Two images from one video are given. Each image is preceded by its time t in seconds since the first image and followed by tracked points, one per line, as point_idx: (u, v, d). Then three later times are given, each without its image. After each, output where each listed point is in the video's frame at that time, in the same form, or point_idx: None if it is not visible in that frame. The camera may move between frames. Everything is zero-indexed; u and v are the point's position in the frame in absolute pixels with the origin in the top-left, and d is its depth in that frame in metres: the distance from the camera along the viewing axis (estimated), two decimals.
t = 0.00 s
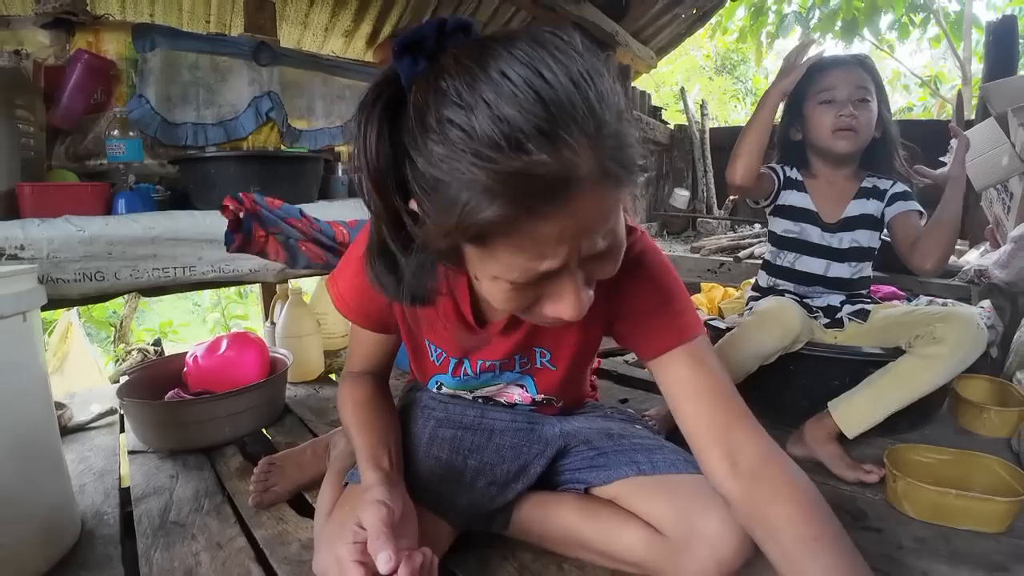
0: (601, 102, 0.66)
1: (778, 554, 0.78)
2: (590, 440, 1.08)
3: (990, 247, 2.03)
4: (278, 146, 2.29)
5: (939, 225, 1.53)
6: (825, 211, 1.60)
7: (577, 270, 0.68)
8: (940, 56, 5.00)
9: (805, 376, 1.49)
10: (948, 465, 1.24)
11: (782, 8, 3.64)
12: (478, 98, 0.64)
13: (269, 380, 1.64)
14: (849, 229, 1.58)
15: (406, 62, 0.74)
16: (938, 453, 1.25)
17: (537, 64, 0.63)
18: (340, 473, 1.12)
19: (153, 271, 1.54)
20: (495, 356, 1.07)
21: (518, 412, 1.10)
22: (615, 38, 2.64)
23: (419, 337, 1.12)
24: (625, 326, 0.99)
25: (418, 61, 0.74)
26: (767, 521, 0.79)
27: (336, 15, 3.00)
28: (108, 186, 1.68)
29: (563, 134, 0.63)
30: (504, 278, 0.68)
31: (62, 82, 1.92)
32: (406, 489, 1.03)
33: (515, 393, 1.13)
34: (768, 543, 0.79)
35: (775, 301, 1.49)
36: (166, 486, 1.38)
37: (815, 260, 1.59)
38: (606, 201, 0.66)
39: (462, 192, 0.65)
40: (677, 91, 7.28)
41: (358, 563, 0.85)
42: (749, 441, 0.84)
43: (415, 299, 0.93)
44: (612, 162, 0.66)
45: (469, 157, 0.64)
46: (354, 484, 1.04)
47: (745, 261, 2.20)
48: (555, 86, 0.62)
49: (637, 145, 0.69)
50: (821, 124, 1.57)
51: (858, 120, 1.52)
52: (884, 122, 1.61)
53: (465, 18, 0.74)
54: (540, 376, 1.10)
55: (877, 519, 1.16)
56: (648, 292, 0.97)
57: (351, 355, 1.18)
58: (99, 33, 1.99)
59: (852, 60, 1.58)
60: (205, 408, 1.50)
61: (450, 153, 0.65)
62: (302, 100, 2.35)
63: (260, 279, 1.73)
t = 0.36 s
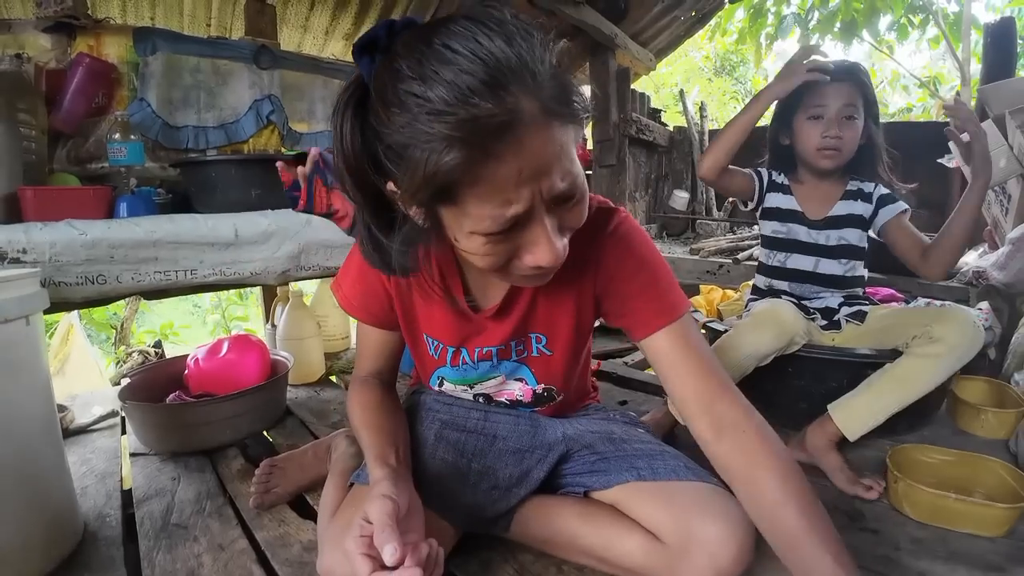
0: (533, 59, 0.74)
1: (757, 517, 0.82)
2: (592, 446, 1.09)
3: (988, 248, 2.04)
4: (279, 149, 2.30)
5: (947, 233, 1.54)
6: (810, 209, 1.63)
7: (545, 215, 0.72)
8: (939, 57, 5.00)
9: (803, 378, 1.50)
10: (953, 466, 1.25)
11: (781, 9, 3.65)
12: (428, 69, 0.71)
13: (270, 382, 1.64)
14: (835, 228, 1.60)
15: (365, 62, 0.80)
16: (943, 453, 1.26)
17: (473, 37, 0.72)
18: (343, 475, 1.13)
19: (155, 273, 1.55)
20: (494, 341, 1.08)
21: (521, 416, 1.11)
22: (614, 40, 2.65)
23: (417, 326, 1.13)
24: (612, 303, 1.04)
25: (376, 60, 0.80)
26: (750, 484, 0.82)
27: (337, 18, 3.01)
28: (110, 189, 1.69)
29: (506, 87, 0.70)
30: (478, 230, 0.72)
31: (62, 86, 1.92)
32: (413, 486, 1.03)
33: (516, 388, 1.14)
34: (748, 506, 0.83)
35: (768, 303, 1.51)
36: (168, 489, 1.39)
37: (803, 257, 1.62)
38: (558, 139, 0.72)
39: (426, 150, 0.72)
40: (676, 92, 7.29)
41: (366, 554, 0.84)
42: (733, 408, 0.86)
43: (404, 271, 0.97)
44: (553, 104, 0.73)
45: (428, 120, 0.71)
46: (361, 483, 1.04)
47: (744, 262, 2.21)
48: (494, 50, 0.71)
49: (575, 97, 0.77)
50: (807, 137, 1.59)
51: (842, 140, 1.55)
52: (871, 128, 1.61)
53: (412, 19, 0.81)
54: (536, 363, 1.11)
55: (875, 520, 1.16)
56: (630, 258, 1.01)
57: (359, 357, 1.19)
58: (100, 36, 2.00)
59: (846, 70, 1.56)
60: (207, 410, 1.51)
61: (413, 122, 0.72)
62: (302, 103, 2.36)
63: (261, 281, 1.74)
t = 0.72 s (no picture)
0: (545, 66, 0.73)
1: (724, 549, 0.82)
2: (590, 448, 1.10)
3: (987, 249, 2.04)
4: (278, 151, 2.30)
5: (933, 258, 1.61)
6: (805, 213, 1.63)
7: (551, 225, 0.73)
8: (939, 57, 5.00)
9: (801, 380, 1.50)
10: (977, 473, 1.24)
11: (780, 10, 3.64)
12: (436, 74, 0.70)
13: (269, 383, 1.64)
14: (830, 236, 1.61)
15: (373, 60, 0.79)
16: (969, 460, 1.26)
17: (484, 39, 0.70)
18: (341, 477, 1.12)
19: (153, 275, 1.55)
20: (493, 348, 1.08)
21: (519, 419, 1.11)
22: (613, 41, 2.65)
23: (417, 330, 1.14)
24: (611, 316, 1.02)
25: (383, 57, 0.79)
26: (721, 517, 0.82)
27: (336, 20, 3.01)
28: (109, 191, 1.69)
29: (516, 94, 0.69)
30: (482, 237, 0.73)
31: (62, 87, 1.92)
32: (410, 489, 1.02)
33: (513, 397, 1.14)
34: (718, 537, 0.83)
35: (766, 303, 1.49)
36: (167, 490, 1.39)
37: (799, 261, 1.62)
38: (567, 149, 0.72)
39: (433, 156, 0.71)
40: (676, 93, 7.29)
41: (361, 559, 0.84)
42: (716, 437, 0.86)
43: (407, 271, 0.96)
44: (564, 114, 0.73)
45: (435, 124, 0.70)
46: (358, 487, 1.04)
47: (743, 263, 2.21)
48: (505, 55, 0.70)
49: (585, 102, 0.77)
50: (814, 153, 1.56)
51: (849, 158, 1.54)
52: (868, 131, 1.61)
53: (421, 15, 0.79)
54: (534, 372, 1.11)
55: (874, 521, 1.16)
56: (626, 274, 1.00)
57: (359, 358, 1.19)
58: (99, 38, 2.00)
59: (851, 85, 1.51)
60: (206, 412, 1.51)
61: (419, 125, 0.71)
62: (301, 104, 2.36)
63: (261, 282, 1.74)
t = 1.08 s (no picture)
0: (548, 79, 0.72)
1: (740, 545, 0.83)
2: (592, 447, 1.10)
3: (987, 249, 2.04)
4: (279, 152, 2.30)
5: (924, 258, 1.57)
6: (809, 217, 1.60)
7: (551, 231, 0.73)
8: (938, 58, 5.01)
9: (802, 380, 1.51)
10: (971, 473, 1.24)
11: (780, 11, 3.65)
12: (442, 86, 0.70)
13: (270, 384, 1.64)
14: (833, 238, 1.58)
15: (381, 69, 0.79)
16: (961, 461, 1.25)
17: (489, 52, 0.70)
18: (344, 476, 1.13)
19: (155, 275, 1.55)
20: (499, 346, 1.08)
21: (522, 420, 1.12)
22: (613, 42, 2.66)
23: (422, 327, 1.14)
24: (615, 318, 1.01)
25: (393, 66, 0.78)
26: (737, 520, 0.82)
27: (337, 21, 3.02)
28: (110, 191, 1.69)
29: (520, 109, 0.69)
30: (486, 242, 0.74)
31: (64, 88, 1.92)
32: (415, 489, 1.02)
33: (517, 398, 1.15)
34: (733, 535, 0.83)
35: (775, 306, 1.45)
36: (168, 490, 1.39)
37: (800, 266, 1.60)
38: (567, 162, 0.72)
39: (439, 168, 0.71)
40: (675, 93, 7.30)
41: (368, 561, 0.85)
42: (724, 439, 0.87)
43: (414, 270, 0.95)
44: (566, 129, 0.73)
45: (441, 138, 0.70)
46: (364, 484, 1.05)
47: (744, 264, 2.22)
48: (506, 68, 0.69)
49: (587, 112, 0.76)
50: (843, 158, 1.49)
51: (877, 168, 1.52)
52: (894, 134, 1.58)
53: (429, 24, 0.79)
54: (539, 374, 1.11)
55: (875, 520, 1.17)
56: (628, 279, 1.00)
57: (364, 355, 1.18)
58: (101, 39, 2.00)
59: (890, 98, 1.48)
60: (207, 412, 1.51)
61: (425, 138, 0.71)
62: (302, 106, 2.37)
63: (262, 282, 1.75)
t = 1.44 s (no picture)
0: (541, 71, 0.70)
1: (741, 544, 0.81)
2: (591, 447, 1.08)
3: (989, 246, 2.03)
4: (277, 150, 2.28)
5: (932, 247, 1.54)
6: (826, 222, 1.55)
7: (546, 226, 0.72)
8: (938, 58, 5.01)
9: (803, 378, 1.50)
10: (975, 472, 1.22)
11: (779, 10, 3.65)
12: (431, 81, 0.68)
13: (267, 383, 1.63)
14: (849, 240, 1.55)
15: (368, 60, 0.77)
16: (965, 459, 1.24)
17: (477, 43, 0.68)
18: (339, 476, 1.11)
19: (150, 273, 1.54)
20: (496, 347, 1.06)
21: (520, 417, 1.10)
22: (612, 40, 2.65)
23: (417, 328, 1.12)
24: (616, 315, 1.00)
25: (379, 58, 0.77)
26: (737, 519, 0.81)
27: (335, 19, 3.02)
28: (106, 190, 1.68)
29: (510, 102, 0.67)
30: (478, 239, 0.73)
31: (61, 86, 1.91)
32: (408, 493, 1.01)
33: (515, 398, 1.13)
34: (734, 532, 0.82)
35: (777, 307, 1.46)
36: (164, 491, 1.38)
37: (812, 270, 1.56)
38: (560, 155, 0.71)
39: (430, 165, 0.70)
40: (675, 93, 7.29)
41: (357, 566, 0.83)
42: (726, 439, 0.85)
43: (405, 268, 0.94)
44: (559, 122, 0.71)
45: (431, 135, 0.69)
46: (355, 486, 1.03)
47: (745, 262, 2.20)
48: (496, 60, 0.67)
49: (580, 101, 0.75)
50: (861, 146, 1.43)
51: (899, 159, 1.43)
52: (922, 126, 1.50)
53: (417, 13, 0.77)
54: (537, 376, 1.10)
55: (878, 520, 1.15)
56: (628, 277, 0.98)
57: (356, 358, 1.18)
58: (97, 37, 1.99)
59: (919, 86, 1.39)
60: (201, 412, 1.50)
61: (414, 134, 0.70)
62: (300, 104, 2.36)
63: (258, 280, 1.73)
